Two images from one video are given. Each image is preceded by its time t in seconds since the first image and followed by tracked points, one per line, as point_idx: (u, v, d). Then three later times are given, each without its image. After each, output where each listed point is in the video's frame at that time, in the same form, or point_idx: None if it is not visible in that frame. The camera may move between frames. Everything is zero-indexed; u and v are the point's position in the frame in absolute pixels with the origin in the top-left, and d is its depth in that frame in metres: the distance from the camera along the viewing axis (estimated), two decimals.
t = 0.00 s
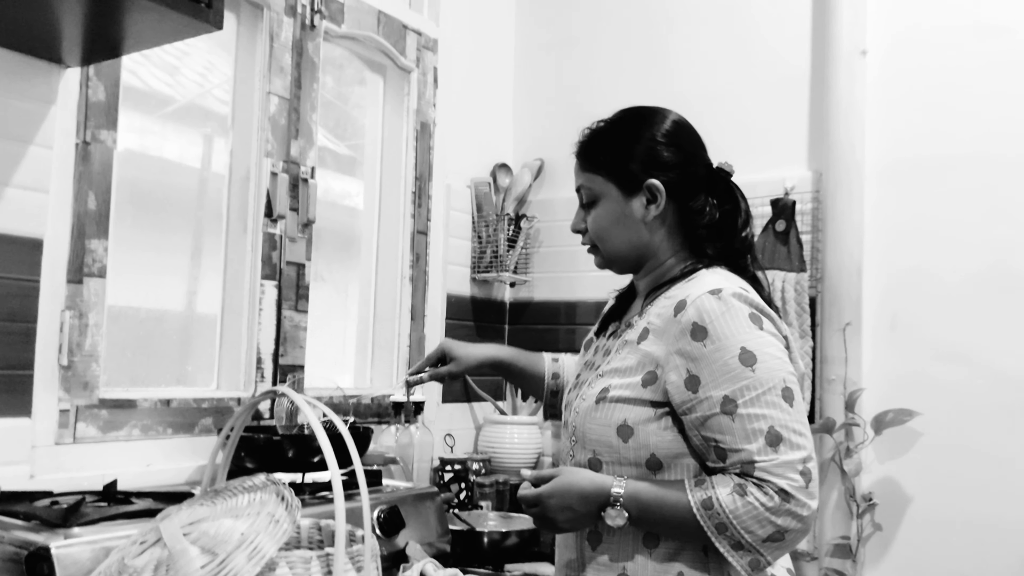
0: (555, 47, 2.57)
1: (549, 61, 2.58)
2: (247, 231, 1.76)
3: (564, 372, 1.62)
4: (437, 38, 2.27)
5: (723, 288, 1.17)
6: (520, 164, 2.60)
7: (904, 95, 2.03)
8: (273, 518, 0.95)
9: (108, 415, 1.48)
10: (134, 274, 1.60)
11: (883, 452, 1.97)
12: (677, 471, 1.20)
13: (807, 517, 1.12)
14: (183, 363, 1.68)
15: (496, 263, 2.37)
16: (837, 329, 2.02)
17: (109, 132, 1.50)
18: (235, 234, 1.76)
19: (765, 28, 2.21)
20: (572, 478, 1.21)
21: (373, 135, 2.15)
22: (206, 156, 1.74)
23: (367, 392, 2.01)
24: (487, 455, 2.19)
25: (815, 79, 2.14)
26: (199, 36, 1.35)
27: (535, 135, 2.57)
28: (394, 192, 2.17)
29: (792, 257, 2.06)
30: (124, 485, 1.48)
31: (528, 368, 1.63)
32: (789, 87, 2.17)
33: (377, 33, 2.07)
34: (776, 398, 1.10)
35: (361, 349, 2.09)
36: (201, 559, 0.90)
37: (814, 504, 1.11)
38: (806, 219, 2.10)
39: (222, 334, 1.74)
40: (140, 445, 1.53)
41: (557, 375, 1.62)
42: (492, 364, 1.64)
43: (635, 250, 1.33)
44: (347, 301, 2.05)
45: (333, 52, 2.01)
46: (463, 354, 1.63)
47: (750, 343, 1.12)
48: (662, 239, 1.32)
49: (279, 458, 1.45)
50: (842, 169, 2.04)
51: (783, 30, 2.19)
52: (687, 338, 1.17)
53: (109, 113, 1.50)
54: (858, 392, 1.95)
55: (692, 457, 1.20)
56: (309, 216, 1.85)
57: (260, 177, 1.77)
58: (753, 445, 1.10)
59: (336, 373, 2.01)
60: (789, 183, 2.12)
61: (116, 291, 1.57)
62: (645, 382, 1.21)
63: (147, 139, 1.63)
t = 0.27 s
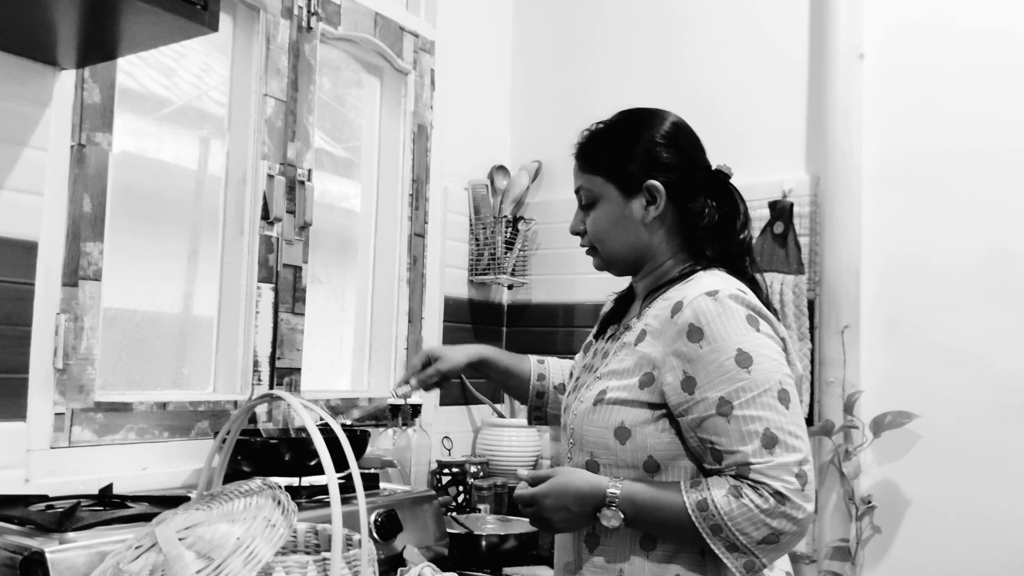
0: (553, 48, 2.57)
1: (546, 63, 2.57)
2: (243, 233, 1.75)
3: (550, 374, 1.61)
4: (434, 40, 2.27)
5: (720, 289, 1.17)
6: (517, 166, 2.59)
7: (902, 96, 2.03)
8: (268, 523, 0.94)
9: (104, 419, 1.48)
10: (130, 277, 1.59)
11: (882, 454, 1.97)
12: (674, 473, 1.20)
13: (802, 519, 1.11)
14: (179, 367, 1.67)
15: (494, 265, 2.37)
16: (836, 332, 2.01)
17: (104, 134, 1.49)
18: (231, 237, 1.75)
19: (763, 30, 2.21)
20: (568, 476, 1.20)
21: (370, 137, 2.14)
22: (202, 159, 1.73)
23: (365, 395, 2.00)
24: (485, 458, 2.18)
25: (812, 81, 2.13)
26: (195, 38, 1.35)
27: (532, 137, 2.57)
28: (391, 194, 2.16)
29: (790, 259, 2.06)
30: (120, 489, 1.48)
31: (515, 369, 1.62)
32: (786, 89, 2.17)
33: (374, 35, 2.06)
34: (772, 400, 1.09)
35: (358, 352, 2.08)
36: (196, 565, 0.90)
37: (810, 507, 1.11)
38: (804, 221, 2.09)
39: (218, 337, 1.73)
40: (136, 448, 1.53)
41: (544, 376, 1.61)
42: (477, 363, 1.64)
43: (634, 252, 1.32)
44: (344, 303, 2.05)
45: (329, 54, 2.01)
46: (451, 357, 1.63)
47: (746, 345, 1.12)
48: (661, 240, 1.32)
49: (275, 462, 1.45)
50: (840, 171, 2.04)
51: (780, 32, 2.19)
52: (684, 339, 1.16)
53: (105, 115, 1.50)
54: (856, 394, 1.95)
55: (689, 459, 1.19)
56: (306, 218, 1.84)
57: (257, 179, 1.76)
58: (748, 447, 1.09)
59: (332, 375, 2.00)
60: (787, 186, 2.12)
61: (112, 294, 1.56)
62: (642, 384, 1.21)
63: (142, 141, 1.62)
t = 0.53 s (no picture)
0: (551, 51, 2.57)
1: (544, 65, 2.57)
2: (242, 236, 1.75)
3: (546, 374, 1.62)
4: (432, 43, 2.27)
5: (725, 292, 1.17)
6: (515, 169, 2.59)
7: (901, 98, 2.04)
8: (269, 527, 0.94)
9: (103, 423, 1.47)
10: (129, 280, 1.59)
11: (881, 456, 1.97)
12: (679, 476, 1.19)
13: (809, 521, 1.11)
14: (178, 370, 1.67)
15: (493, 268, 2.37)
16: (835, 334, 2.01)
17: (103, 137, 1.49)
18: (230, 240, 1.75)
19: (761, 33, 2.22)
20: (574, 481, 1.19)
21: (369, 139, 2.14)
22: (201, 161, 1.73)
23: (364, 398, 2.00)
24: (484, 460, 2.18)
25: (811, 83, 2.14)
26: (194, 41, 1.35)
27: (531, 140, 2.57)
28: (390, 197, 2.16)
29: (788, 262, 2.05)
30: (119, 493, 1.47)
31: (511, 369, 1.63)
32: (784, 92, 2.17)
33: (372, 38, 2.06)
34: (779, 402, 1.09)
35: (356, 354, 2.08)
36: (196, 569, 0.89)
37: (817, 509, 1.10)
38: (802, 222, 2.10)
39: (217, 340, 1.73)
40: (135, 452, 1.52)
41: (539, 375, 1.62)
42: (473, 363, 1.63)
43: (658, 251, 1.30)
44: (343, 306, 2.04)
45: (328, 56, 2.01)
46: (449, 357, 1.61)
47: (752, 347, 1.12)
48: (680, 242, 1.31)
49: (274, 465, 1.44)
50: (838, 173, 2.04)
51: (778, 34, 2.19)
52: (689, 342, 1.16)
53: (104, 118, 1.50)
54: (855, 397, 1.95)
55: (694, 462, 1.19)
56: (305, 221, 1.84)
57: (256, 182, 1.76)
58: (756, 449, 1.09)
59: (331, 378, 2.00)
60: (785, 188, 2.12)
61: (110, 297, 1.56)
62: (647, 387, 1.20)
63: (141, 144, 1.62)
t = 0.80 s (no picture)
0: (546, 57, 2.58)
1: (539, 72, 2.59)
2: (237, 243, 1.76)
3: (541, 373, 1.62)
4: (428, 49, 2.28)
5: (724, 298, 1.17)
6: (511, 174, 2.60)
7: (895, 104, 2.05)
8: (263, 532, 0.94)
9: (98, 429, 1.47)
10: (124, 287, 1.60)
11: (875, 461, 1.98)
12: (675, 481, 1.19)
13: (807, 526, 1.11)
14: (173, 376, 1.67)
15: (488, 273, 2.37)
16: (828, 339, 2.02)
17: (99, 145, 1.49)
18: (226, 246, 1.76)
19: (756, 39, 2.23)
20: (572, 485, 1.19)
21: (365, 146, 2.15)
22: (196, 168, 1.73)
23: (359, 404, 2.01)
24: (480, 466, 2.19)
25: (804, 90, 2.15)
26: (190, 50, 1.35)
27: (526, 146, 2.58)
28: (386, 203, 2.17)
29: (782, 267, 2.07)
30: (115, 499, 1.48)
31: (507, 366, 1.63)
32: (778, 98, 2.18)
33: (368, 45, 2.07)
34: (777, 407, 1.10)
35: (351, 360, 2.07)
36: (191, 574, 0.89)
37: (813, 514, 1.11)
38: (796, 228, 2.11)
39: (213, 346, 1.73)
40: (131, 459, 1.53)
41: (534, 375, 1.62)
42: (468, 363, 1.63)
43: (677, 260, 1.30)
44: (339, 312, 2.05)
45: (324, 63, 2.02)
46: (445, 359, 1.60)
47: (752, 353, 1.12)
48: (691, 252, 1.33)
49: (269, 471, 1.45)
50: (832, 179, 2.05)
51: (772, 40, 2.20)
52: (689, 347, 1.16)
53: (100, 125, 1.50)
54: (848, 402, 1.96)
55: (691, 467, 1.19)
56: (300, 227, 1.85)
57: (251, 189, 1.77)
58: (754, 454, 1.09)
59: (327, 384, 2.00)
60: (778, 194, 2.13)
61: (106, 305, 1.56)
62: (646, 392, 1.20)
63: (137, 150, 1.63)
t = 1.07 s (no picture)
0: (540, 63, 2.59)
1: (533, 76, 2.59)
2: (232, 248, 1.76)
3: (530, 377, 1.62)
4: (422, 55, 2.29)
5: (723, 303, 1.17)
6: (506, 179, 2.61)
7: (887, 109, 2.06)
8: (256, 541, 0.95)
9: (93, 436, 1.47)
10: (119, 292, 1.60)
11: (869, 464, 1.99)
12: (672, 486, 1.19)
13: (802, 530, 1.11)
14: (168, 382, 1.67)
15: (483, 278, 2.38)
16: (821, 343, 2.03)
17: (93, 151, 1.50)
18: (221, 252, 1.76)
19: (749, 45, 2.24)
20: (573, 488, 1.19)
21: (359, 151, 2.15)
22: (191, 174, 1.73)
23: (354, 408, 2.01)
24: (475, 470, 2.19)
25: (797, 96, 2.16)
26: (183, 57, 1.36)
27: (520, 151, 2.59)
28: (380, 208, 2.17)
29: (775, 272, 2.07)
30: (110, 506, 1.48)
31: (495, 369, 1.64)
32: (771, 103, 2.19)
33: (362, 50, 2.08)
34: (774, 413, 1.10)
35: (347, 366, 2.08)
36: None
37: (810, 519, 1.11)
38: (789, 233, 2.11)
39: (207, 351, 1.73)
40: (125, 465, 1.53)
41: (522, 378, 1.62)
42: (458, 361, 1.63)
43: (681, 265, 1.31)
44: (334, 317, 2.05)
45: (318, 69, 2.02)
46: (435, 353, 1.60)
47: (750, 359, 1.12)
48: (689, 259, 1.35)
49: (264, 477, 1.45)
50: (825, 184, 2.06)
51: (765, 46, 2.21)
52: (688, 353, 1.16)
53: (94, 132, 1.50)
54: (842, 406, 1.97)
55: (689, 471, 1.19)
56: (295, 233, 1.85)
57: (246, 194, 1.77)
58: (752, 459, 1.09)
59: (322, 389, 2.00)
60: (771, 199, 2.14)
61: (100, 311, 1.56)
62: (645, 397, 1.20)
63: (131, 156, 1.63)
